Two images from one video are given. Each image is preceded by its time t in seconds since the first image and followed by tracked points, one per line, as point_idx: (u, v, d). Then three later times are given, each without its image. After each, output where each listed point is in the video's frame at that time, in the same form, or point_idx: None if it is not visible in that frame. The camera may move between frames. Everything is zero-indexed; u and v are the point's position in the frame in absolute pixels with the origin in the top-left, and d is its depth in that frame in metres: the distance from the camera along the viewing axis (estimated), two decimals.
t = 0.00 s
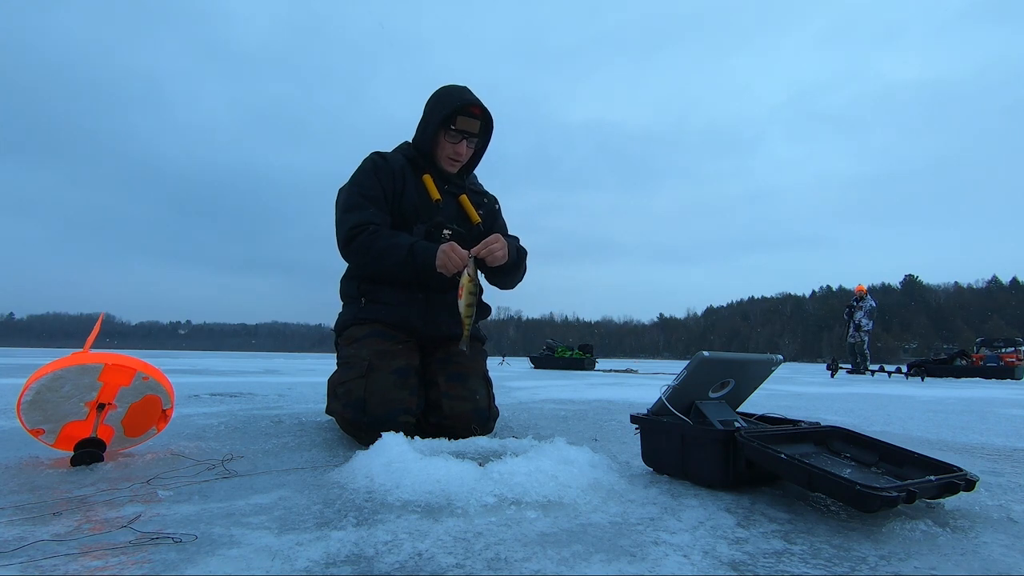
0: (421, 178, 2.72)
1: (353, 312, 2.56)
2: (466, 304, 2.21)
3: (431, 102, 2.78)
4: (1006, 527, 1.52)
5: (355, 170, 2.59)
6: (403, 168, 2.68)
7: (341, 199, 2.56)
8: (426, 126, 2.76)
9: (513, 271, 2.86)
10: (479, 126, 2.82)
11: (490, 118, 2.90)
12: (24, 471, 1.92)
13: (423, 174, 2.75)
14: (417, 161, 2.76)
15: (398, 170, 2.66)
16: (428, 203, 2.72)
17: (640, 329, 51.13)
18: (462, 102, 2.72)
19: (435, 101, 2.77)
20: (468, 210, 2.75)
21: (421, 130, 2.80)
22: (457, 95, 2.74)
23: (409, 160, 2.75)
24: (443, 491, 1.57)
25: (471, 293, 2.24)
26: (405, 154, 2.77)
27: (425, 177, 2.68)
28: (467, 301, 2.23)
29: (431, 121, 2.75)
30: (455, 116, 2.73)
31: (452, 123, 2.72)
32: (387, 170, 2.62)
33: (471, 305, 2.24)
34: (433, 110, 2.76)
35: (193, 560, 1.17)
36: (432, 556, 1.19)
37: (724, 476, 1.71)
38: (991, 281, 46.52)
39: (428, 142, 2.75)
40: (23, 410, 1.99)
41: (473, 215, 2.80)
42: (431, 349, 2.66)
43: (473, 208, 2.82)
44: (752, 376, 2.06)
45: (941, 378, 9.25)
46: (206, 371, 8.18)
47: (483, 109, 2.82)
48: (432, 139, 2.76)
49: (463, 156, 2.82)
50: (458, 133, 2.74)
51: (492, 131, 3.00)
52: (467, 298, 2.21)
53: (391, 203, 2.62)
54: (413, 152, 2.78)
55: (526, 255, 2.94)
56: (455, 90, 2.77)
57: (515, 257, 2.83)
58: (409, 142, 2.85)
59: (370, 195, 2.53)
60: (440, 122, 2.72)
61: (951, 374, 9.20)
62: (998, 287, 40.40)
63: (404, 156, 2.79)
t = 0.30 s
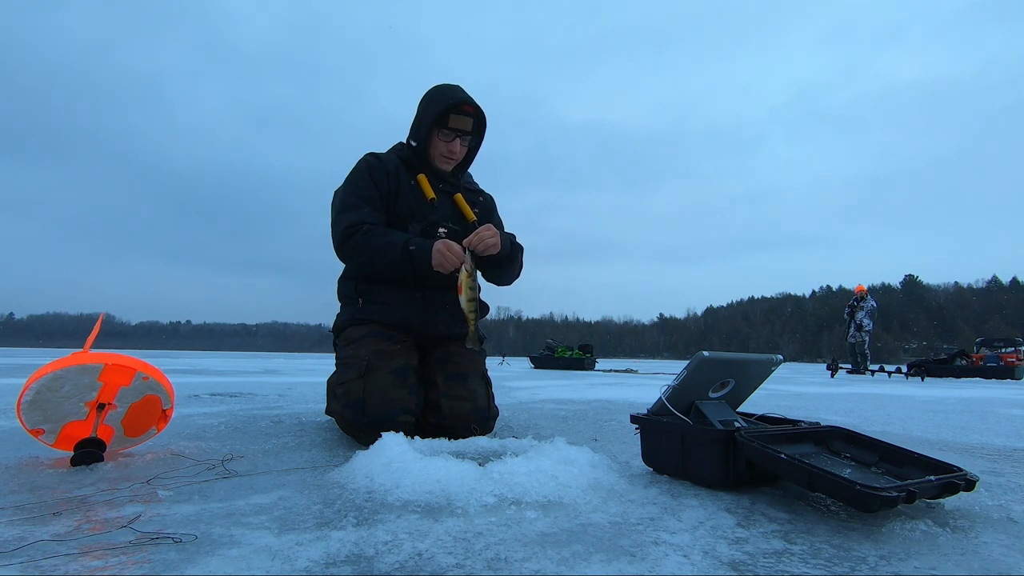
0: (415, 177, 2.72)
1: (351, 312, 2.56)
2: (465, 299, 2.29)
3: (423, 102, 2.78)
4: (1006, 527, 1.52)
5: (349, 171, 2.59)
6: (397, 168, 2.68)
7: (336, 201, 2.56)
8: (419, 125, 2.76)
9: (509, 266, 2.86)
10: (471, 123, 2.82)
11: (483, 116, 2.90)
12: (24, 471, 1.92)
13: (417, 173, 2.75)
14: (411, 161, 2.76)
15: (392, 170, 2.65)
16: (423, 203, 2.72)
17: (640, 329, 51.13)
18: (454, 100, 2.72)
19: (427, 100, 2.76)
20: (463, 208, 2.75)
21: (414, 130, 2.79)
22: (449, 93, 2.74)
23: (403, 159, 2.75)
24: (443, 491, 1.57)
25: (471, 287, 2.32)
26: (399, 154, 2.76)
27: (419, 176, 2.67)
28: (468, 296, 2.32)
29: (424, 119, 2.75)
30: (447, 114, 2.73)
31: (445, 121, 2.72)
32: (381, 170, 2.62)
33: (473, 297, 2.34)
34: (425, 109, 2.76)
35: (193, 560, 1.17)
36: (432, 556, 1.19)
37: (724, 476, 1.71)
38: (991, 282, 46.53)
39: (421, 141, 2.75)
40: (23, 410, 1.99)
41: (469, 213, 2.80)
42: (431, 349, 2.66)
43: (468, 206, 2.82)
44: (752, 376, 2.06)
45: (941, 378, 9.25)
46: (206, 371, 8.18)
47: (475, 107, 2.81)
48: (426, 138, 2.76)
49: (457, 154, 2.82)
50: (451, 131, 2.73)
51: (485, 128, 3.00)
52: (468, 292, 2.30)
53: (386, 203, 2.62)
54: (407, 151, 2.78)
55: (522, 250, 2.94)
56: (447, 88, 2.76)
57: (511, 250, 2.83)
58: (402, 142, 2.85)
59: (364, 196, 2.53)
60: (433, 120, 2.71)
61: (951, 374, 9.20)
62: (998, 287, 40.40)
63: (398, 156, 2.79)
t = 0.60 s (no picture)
0: (413, 177, 2.72)
1: (351, 313, 2.56)
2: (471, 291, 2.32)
3: (418, 102, 2.78)
4: (1006, 527, 1.52)
5: (347, 172, 2.59)
6: (394, 168, 2.68)
7: (334, 202, 2.56)
8: (416, 124, 2.76)
9: (508, 261, 2.86)
10: (467, 121, 2.82)
11: (478, 114, 2.90)
12: (24, 471, 1.92)
13: (415, 173, 2.75)
14: (408, 161, 2.76)
15: (389, 170, 2.65)
16: (421, 202, 2.72)
17: (640, 329, 51.14)
18: (450, 98, 2.72)
19: (422, 100, 2.77)
20: (461, 207, 2.75)
21: (410, 130, 2.80)
22: (444, 92, 2.74)
23: (401, 159, 2.75)
24: (443, 491, 1.57)
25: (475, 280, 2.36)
26: (395, 154, 2.76)
27: (417, 176, 2.67)
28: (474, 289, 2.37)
29: (420, 119, 2.75)
30: (443, 112, 2.73)
31: (440, 119, 2.72)
32: (378, 170, 2.62)
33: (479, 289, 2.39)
34: (420, 108, 2.76)
35: (193, 560, 1.17)
36: (432, 557, 1.19)
37: (724, 476, 1.71)
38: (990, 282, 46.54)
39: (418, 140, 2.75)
40: (23, 410, 1.99)
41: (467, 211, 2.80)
42: (431, 349, 2.66)
43: (466, 205, 2.82)
44: (752, 376, 2.06)
45: (941, 378, 9.25)
46: (206, 371, 8.18)
47: (470, 105, 2.82)
48: (422, 138, 2.76)
49: (454, 153, 2.82)
50: (447, 130, 2.74)
51: (481, 127, 3.01)
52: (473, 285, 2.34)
53: (384, 203, 2.62)
54: (404, 151, 2.78)
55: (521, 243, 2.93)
56: (442, 87, 2.77)
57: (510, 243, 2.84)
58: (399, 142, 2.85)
59: (362, 196, 2.53)
60: (429, 119, 2.72)
61: (951, 374, 9.20)
62: (998, 287, 40.41)
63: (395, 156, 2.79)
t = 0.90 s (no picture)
0: (412, 177, 2.72)
1: (351, 313, 2.56)
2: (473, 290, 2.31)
3: (416, 101, 2.78)
4: (1006, 527, 1.52)
5: (346, 173, 2.59)
6: (393, 168, 2.68)
7: (334, 203, 2.56)
8: (414, 124, 2.76)
9: (509, 260, 2.86)
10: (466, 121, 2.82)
11: (477, 113, 2.90)
12: (24, 471, 1.92)
13: (414, 173, 2.75)
14: (407, 161, 2.76)
15: (388, 170, 2.65)
16: (421, 202, 2.72)
17: (640, 329, 51.14)
18: (448, 97, 2.72)
19: (420, 99, 2.77)
20: (461, 206, 2.75)
21: (409, 129, 2.79)
22: (442, 91, 2.74)
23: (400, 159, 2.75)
24: (443, 491, 1.57)
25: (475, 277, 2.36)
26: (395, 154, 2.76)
27: (416, 176, 2.67)
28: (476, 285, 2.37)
29: (419, 119, 2.75)
30: (441, 112, 2.73)
31: (439, 119, 2.72)
32: (378, 170, 2.62)
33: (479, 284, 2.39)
34: (419, 108, 2.76)
35: (193, 560, 1.17)
36: (432, 557, 1.19)
37: (724, 476, 1.71)
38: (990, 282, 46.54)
39: (417, 140, 2.75)
40: (23, 410, 1.99)
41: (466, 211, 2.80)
42: (431, 349, 2.66)
43: (466, 204, 2.82)
44: (752, 376, 2.06)
45: (941, 378, 9.25)
46: (206, 371, 8.18)
47: (469, 104, 2.82)
48: (421, 137, 2.76)
49: (453, 152, 2.82)
50: (445, 129, 2.73)
51: (479, 126, 3.00)
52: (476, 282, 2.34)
53: (384, 203, 2.62)
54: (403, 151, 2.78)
55: (522, 241, 2.93)
56: (440, 86, 2.76)
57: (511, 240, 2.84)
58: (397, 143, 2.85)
59: (362, 197, 2.53)
60: (427, 119, 2.72)
61: (951, 374, 9.20)
62: (998, 287, 40.41)
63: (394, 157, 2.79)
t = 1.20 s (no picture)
0: (412, 177, 2.72)
1: (351, 313, 2.56)
2: (462, 299, 2.28)
3: (416, 101, 2.78)
4: (1006, 527, 1.52)
5: (346, 174, 2.59)
6: (393, 168, 2.68)
7: (333, 203, 2.56)
8: (414, 125, 2.76)
9: (510, 259, 2.86)
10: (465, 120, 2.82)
11: (476, 113, 2.89)
12: (24, 471, 1.92)
13: (414, 173, 2.75)
14: (407, 161, 2.76)
15: (388, 170, 2.65)
16: (421, 203, 2.71)
17: (640, 329, 51.15)
18: (448, 97, 2.72)
19: (420, 99, 2.76)
20: (461, 206, 2.75)
21: (409, 129, 2.79)
22: (442, 91, 2.74)
23: (399, 160, 2.75)
24: (443, 491, 1.57)
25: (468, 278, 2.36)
26: (394, 154, 2.76)
27: (416, 176, 2.67)
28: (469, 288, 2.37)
29: (418, 119, 2.75)
30: (441, 111, 2.73)
31: (439, 119, 2.72)
32: (377, 170, 2.62)
33: (471, 285, 2.40)
34: (418, 108, 2.76)
35: (193, 560, 1.17)
36: (432, 556, 1.19)
37: (724, 476, 1.71)
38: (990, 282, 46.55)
39: (417, 140, 2.75)
40: (23, 410, 1.99)
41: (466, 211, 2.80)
42: (431, 349, 2.66)
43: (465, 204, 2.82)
44: (752, 376, 2.06)
45: (941, 378, 9.25)
46: (206, 371, 8.18)
47: (469, 104, 2.81)
48: (421, 137, 2.76)
49: (453, 151, 2.82)
50: (445, 129, 2.74)
51: (479, 126, 3.00)
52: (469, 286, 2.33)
53: (384, 203, 2.62)
54: (403, 151, 2.78)
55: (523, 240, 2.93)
56: (440, 86, 2.76)
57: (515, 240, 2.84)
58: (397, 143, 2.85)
59: (362, 197, 2.53)
60: (427, 119, 2.72)
61: (951, 374, 9.20)
62: (998, 287, 40.42)
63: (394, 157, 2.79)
